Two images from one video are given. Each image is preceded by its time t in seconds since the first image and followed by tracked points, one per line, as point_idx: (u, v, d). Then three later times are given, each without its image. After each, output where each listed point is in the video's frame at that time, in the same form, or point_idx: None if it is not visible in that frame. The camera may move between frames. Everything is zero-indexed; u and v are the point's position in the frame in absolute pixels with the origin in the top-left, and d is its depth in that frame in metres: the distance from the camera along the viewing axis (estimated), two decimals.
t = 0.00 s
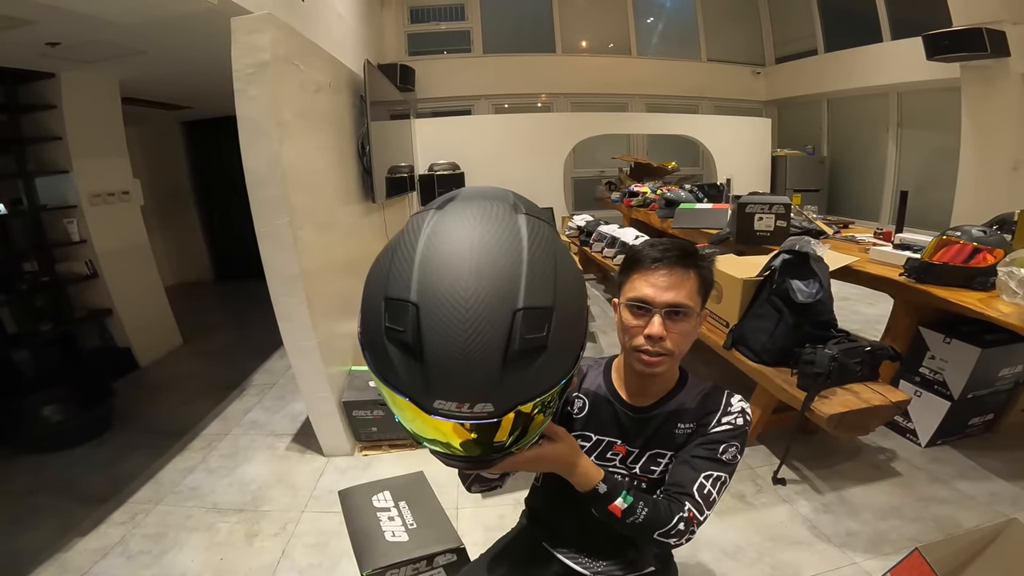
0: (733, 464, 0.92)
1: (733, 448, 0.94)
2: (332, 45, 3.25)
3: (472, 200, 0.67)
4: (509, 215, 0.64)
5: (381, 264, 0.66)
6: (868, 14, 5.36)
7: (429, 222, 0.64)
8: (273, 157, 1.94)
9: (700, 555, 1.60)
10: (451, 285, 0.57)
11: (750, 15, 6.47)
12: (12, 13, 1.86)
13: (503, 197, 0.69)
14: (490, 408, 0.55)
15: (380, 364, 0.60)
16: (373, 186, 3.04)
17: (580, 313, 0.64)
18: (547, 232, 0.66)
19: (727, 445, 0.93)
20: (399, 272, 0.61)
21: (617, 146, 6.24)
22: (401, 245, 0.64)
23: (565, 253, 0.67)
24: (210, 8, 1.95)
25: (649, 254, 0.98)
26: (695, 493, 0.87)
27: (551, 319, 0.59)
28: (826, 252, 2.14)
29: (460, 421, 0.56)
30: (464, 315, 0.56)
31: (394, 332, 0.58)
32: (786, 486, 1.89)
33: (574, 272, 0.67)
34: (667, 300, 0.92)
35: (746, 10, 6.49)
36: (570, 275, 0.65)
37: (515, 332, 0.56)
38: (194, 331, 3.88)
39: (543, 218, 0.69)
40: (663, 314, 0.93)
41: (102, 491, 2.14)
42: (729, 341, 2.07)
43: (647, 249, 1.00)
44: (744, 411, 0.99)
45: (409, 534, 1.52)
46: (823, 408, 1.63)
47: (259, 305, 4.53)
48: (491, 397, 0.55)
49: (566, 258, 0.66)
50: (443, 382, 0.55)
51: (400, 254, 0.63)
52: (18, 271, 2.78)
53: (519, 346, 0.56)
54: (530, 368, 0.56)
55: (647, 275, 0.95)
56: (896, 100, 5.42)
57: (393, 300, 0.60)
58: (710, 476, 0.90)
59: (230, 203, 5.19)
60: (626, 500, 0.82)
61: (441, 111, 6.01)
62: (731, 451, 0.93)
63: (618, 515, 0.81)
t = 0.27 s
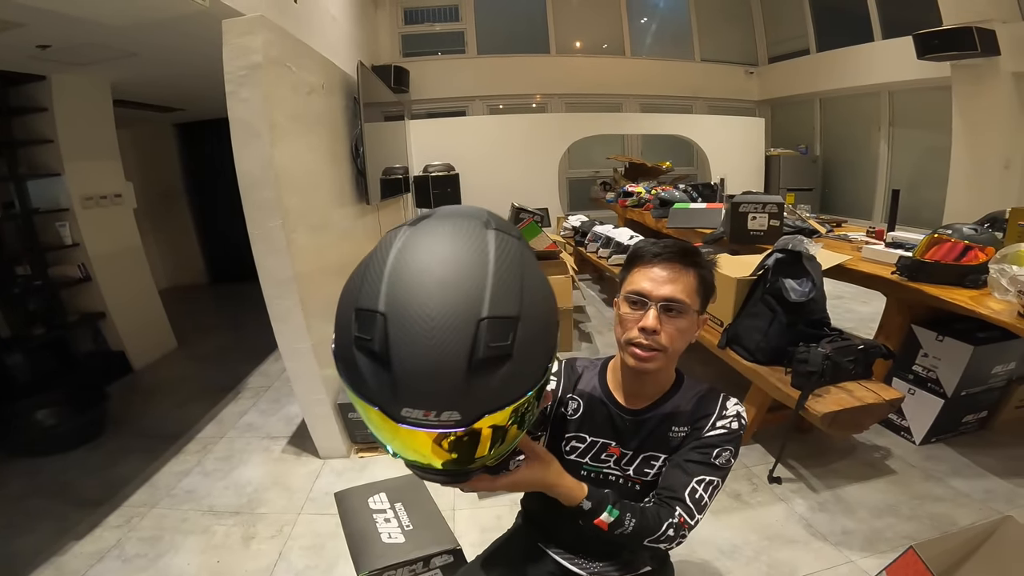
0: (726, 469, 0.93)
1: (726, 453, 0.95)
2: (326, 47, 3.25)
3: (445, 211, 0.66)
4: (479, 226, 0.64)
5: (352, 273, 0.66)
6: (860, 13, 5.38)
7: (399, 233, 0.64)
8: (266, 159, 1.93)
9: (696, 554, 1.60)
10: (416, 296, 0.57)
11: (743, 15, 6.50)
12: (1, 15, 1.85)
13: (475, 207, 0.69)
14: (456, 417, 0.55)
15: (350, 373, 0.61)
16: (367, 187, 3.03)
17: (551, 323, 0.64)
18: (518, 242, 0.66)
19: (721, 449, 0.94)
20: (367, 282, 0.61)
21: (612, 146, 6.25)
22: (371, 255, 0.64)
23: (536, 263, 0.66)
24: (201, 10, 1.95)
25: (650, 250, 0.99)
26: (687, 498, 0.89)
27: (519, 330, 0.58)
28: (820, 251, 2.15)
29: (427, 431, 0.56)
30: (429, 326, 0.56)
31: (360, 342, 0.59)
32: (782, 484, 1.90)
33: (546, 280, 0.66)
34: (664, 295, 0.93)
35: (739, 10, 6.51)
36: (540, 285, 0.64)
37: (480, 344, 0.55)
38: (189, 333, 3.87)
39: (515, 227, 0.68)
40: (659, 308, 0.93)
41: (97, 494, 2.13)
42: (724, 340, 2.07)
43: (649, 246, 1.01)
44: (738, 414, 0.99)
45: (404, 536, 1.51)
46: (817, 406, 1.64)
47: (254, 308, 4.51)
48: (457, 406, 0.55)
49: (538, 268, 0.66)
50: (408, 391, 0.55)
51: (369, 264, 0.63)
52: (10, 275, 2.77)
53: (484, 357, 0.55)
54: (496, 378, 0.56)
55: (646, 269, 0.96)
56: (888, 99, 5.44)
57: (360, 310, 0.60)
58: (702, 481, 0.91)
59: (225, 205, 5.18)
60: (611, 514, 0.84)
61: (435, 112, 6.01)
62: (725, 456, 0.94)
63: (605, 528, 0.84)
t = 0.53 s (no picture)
0: (725, 470, 0.93)
1: (726, 454, 0.95)
2: (328, 48, 3.26)
3: (426, 233, 0.67)
4: (461, 249, 0.65)
5: (335, 296, 0.67)
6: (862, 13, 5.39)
7: (381, 258, 0.65)
8: (268, 161, 1.94)
9: (699, 555, 1.60)
10: (400, 322, 0.57)
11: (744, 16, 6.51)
12: (5, 18, 1.86)
13: (457, 228, 0.70)
14: (443, 438, 0.56)
15: (334, 398, 0.61)
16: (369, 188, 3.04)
17: (536, 342, 0.65)
18: (501, 262, 0.67)
19: (721, 450, 0.94)
20: (351, 309, 0.61)
21: (614, 147, 6.26)
22: (354, 279, 0.65)
23: (519, 282, 0.67)
24: (204, 12, 1.96)
25: (652, 251, 1.01)
26: (684, 500, 0.89)
27: (503, 352, 0.59)
28: (822, 252, 2.15)
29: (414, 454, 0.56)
30: (413, 352, 0.56)
31: (344, 367, 0.59)
32: (784, 485, 1.90)
33: (530, 299, 0.67)
34: (662, 291, 0.93)
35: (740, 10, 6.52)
36: (524, 306, 0.65)
37: (465, 367, 0.56)
38: (192, 335, 3.87)
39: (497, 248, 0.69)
40: (657, 304, 0.93)
41: (101, 495, 2.14)
42: (726, 341, 2.08)
43: (651, 247, 1.02)
44: (739, 416, 1.00)
45: (407, 536, 1.52)
46: (819, 406, 1.64)
47: (256, 309, 4.52)
48: (442, 428, 0.55)
49: (520, 288, 0.67)
50: (393, 415, 0.56)
51: (351, 290, 0.64)
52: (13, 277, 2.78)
53: (469, 380, 0.56)
54: (481, 400, 0.57)
55: (647, 267, 0.97)
56: (890, 99, 5.44)
57: (343, 336, 0.60)
58: (702, 482, 0.92)
59: (228, 207, 5.20)
60: (605, 521, 0.85)
61: (437, 114, 6.02)
62: (725, 457, 0.94)
63: (598, 535, 0.84)
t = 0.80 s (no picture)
0: (723, 468, 0.93)
1: (725, 452, 0.95)
2: (328, 47, 3.26)
3: (415, 250, 0.67)
4: (453, 267, 0.64)
5: (325, 320, 0.66)
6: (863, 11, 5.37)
7: (370, 280, 0.64)
8: (269, 160, 1.94)
9: (699, 553, 1.60)
10: (398, 348, 0.57)
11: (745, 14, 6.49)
12: (6, 17, 1.86)
13: (446, 243, 0.69)
14: (448, 461, 0.56)
15: (332, 426, 0.61)
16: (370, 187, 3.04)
17: (533, 357, 0.65)
18: (494, 277, 0.67)
19: (719, 448, 0.94)
20: (344, 335, 0.61)
21: (614, 146, 6.25)
22: (343, 303, 0.64)
23: (513, 297, 0.68)
24: (205, 12, 1.96)
25: (650, 248, 1.01)
26: (683, 499, 0.89)
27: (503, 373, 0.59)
28: (823, 250, 2.16)
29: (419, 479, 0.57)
30: (413, 378, 0.56)
31: (342, 396, 0.59)
32: (784, 483, 1.90)
33: (525, 313, 0.68)
34: (659, 289, 0.93)
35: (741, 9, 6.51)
36: (519, 321, 0.65)
37: (466, 392, 0.56)
38: (193, 334, 3.88)
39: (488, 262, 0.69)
40: (653, 302, 0.93)
41: (103, 494, 2.15)
42: (727, 339, 2.08)
43: (650, 244, 1.02)
44: (737, 413, 1.00)
45: (409, 534, 1.52)
46: (820, 405, 1.64)
47: (257, 308, 4.52)
48: (448, 452, 0.56)
49: (514, 302, 0.67)
50: (397, 444, 0.56)
51: (341, 314, 0.63)
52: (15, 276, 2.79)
53: (471, 403, 0.56)
54: (484, 420, 0.57)
55: (645, 264, 0.97)
56: (891, 98, 5.43)
57: (338, 364, 0.60)
58: (700, 480, 0.92)
59: (229, 206, 5.20)
60: (603, 521, 0.85)
61: (438, 113, 6.02)
62: (723, 455, 0.94)
63: (597, 534, 0.85)
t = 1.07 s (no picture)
0: (720, 468, 0.93)
1: (720, 452, 0.95)
2: (326, 44, 3.25)
3: (391, 257, 0.65)
4: (438, 267, 0.65)
5: (312, 336, 0.61)
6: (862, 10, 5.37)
7: (353, 288, 0.61)
8: (267, 157, 1.93)
9: (695, 552, 1.61)
10: (412, 348, 0.56)
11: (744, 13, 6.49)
12: (2, 14, 1.85)
13: (415, 248, 0.69)
14: (484, 452, 0.56)
15: (345, 446, 0.57)
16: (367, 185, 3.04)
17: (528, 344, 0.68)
18: (476, 274, 0.69)
19: (715, 448, 0.94)
20: (345, 346, 0.57)
21: (612, 145, 6.25)
22: (328, 315, 0.60)
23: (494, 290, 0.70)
24: (203, 8, 1.95)
25: (647, 247, 1.01)
26: (679, 497, 0.89)
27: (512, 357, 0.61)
28: (820, 249, 2.16)
29: (455, 477, 0.56)
30: (438, 375, 0.55)
31: (359, 411, 0.55)
32: (780, 482, 1.91)
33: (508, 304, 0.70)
34: (655, 290, 0.93)
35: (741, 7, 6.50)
36: (511, 311, 0.67)
37: (490, 377, 0.57)
38: (190, 331, 3.87)
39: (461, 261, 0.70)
40: (650, 304, 0.93)
41: (100, 492, 2.14)
42: (724, 338, 2.08)
43: (646, 243, 1.02)
44: (733, 414, 0.99)
45: (406, 532, 1.52)
46: (816, 404, 1.64)
47: (254, 306, 4.52)
48: (483, 442, 0.56)
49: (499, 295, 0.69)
50: (432, 448, 0.54)
51: (330, 328, 0.59)
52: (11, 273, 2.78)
53: (495, 389, 0.58)
54: (507, 406, 0.58)
55: (642, 264, 0.97)
56: (889, 98, 5.44)
57: (344, 379, 0.56)
58: (696, 480, 0.91)
59: (226, 203, 5.18)
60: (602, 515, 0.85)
61: (436, 110, 6.00)
62: (719, 455, 0.94)
63: (596, 527, 0.84)
